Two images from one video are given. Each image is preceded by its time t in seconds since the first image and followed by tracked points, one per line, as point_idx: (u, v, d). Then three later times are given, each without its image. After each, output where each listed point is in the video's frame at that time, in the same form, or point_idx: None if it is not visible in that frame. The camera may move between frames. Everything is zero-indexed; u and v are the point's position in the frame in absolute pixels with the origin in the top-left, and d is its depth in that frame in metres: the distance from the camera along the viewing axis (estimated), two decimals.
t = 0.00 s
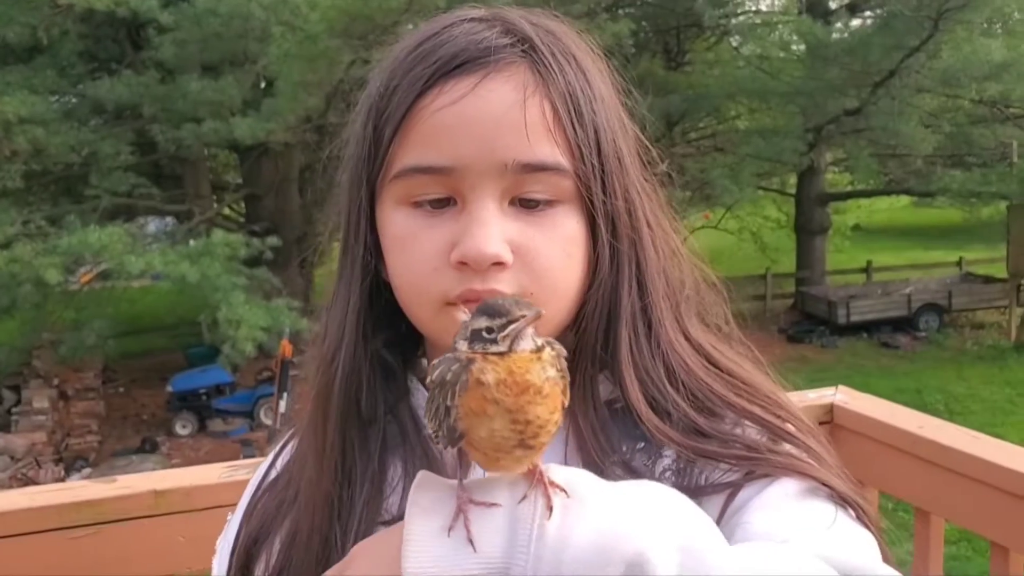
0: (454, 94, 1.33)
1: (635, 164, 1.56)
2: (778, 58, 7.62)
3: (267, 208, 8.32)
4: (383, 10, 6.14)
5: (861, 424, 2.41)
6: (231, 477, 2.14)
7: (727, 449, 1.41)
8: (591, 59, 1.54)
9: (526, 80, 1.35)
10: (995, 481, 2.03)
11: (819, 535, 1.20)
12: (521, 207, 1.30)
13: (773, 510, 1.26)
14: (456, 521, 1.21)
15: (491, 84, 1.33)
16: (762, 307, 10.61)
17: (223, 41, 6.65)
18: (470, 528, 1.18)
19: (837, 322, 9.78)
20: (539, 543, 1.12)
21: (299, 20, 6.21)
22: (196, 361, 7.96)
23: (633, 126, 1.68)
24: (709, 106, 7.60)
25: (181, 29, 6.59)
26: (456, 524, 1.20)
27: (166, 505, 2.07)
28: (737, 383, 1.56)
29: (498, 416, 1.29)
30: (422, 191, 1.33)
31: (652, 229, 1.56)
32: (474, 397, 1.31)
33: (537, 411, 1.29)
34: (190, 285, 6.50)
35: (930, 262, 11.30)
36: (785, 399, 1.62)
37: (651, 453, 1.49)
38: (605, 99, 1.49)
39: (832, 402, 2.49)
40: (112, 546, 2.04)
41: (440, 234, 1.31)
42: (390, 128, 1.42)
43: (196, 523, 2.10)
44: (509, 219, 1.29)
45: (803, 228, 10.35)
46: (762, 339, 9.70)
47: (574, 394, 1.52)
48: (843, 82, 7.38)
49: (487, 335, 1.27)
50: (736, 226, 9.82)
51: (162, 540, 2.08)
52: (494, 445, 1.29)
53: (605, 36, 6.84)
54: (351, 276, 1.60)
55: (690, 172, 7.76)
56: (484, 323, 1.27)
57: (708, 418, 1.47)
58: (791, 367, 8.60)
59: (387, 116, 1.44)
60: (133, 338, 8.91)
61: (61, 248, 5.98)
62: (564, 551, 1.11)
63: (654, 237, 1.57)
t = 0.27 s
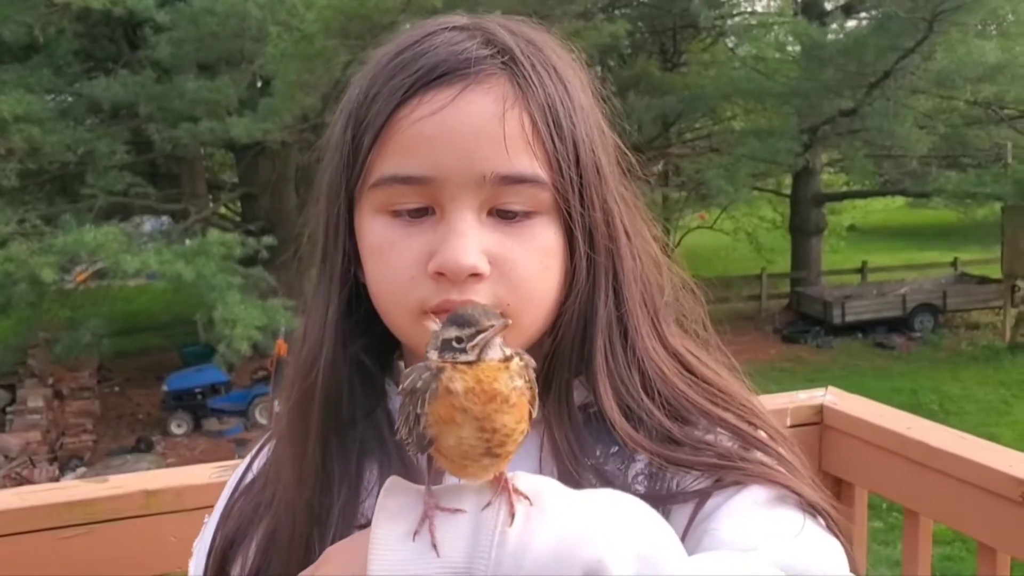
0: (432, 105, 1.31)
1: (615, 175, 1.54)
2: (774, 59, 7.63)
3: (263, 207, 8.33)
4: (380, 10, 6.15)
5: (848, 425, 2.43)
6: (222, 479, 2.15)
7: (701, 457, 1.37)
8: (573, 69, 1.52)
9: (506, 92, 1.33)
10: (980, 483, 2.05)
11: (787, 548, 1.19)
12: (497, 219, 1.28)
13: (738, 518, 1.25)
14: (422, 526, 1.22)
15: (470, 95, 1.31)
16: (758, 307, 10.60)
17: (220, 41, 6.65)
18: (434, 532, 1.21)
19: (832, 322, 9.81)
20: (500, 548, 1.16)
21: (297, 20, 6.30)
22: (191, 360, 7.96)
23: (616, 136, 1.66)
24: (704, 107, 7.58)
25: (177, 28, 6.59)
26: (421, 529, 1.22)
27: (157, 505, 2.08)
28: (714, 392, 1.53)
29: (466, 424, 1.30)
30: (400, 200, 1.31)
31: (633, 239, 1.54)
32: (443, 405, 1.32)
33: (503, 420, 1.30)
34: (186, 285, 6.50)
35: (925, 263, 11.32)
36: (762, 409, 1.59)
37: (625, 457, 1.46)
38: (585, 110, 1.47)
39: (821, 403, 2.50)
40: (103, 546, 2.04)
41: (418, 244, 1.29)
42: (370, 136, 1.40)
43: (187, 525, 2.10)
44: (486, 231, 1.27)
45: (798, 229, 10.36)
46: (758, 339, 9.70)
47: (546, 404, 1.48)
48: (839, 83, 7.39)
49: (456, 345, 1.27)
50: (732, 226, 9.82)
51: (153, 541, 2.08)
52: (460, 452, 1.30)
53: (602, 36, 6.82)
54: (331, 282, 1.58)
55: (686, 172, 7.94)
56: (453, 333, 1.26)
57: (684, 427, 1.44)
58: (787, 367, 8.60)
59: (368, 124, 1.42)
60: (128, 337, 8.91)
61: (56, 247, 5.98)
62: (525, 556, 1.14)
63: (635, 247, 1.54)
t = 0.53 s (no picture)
0: (409, 109, 1.29)
1: (598, 178, 1.53)
2: (769, 58, 7.63)
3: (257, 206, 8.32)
4: (374, 7, 6.13)
5: (838, 425, 2.42)
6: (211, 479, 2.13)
7: (681, 463, 1.35)
8: (556, 71, 1.51)
9: (483, 95, 1.32)
10: (969, 483, 2.04)
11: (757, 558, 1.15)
12: (474, 223, 1.26)
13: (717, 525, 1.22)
14: (390, 532, 1.21)
15: (447, 98, 1.29)
16: (753, 307, 10.59)
17: (213, 38, 6.63)
18: (402, 539, 1.19)
19: (827, 322, 9.87)
20: (466, 557, 1.14)
21: (290, 17, 6.39)
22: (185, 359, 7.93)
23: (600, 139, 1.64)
24: (699, 106, 7.53)
25: (171, 26, 6.57)
26: (389, 535, 1.20)
27: (147, 505, 2.06)
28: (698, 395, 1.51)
29: (431, 434, 1.27)
30: (377, 203, 1.30)
31: (615, 243, 1.52)
32: (410, 415, 1.29)
33: (469, 430, 1.26)
34: (179, 283, 6.48)
35: (920, 262, 11.32)
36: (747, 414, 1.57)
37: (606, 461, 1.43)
38: (566, 113, 1.46)
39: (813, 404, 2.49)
40: (91, 547, 2.03)
41: (395, 248, 1.27)
42: (348, 139, 1.38)
43: (176, 525, 2.08)
44: (462, 235, 1.25)
45: (794, 228, 10.35)
46: (753, 339, 9.69)
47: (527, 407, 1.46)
48: (834, 83, 7.39)
49: (426, 354, 1.27)
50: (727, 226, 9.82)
51: (141, 541, 2.06)
52: (427, 462, 1.27)
53: (597, 34, 6.79)
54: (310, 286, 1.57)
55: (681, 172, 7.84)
56: (423, 341, 1.25)
57: (666, 431, 1.42)
58: (782, 367, 8.60)
59: (345, 127, 1.40)
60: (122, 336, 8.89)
61: (49, 245, 5.96)
62: (492, 564, 1.12)
63: (617, 251, 1.52)
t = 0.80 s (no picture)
0: (393, 106, 1.29)
1: (588, 173, 1.52)
2: (767, 57, 7.65)
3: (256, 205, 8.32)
4: (373, 7, 6.13)
5: (837, 424, 2.42)
6: (207, 479, 2.14)
7: (679, 457, 1.34)
8: (543, 65, 1.50)
9: (468, 90, 1.31)
10: (968, 481, 2.04)
11: (756, 550, 1.15)
12: (462, 220, 1.26)
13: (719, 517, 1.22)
14: (382, 524, 1.21)
15: (431, 95, 1.29)
16: (751, 306, 10.58)
17: (211, 37, 6.62)
18: (394, 531, 1.19)
19: (825, 322, 9.77)
20: (459, 549, 1.14)
21: (288, 16, 6.48)
22: (183, 359, 7.91)
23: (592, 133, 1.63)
24: (698, 106, 7.51)
25: (169, 25, 6.55)
26: (381, 527, 1.21)
27: (144, 503, 2.07)
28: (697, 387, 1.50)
29: (426, 428, 1.27)
30: (363, 202, 1.29)
31: (607, 238, 1.51)
32: (404, 408, 1.29)
33: (465, 424, 1.27)
34: (177, 282, 6.47)
35: (919, 262, 11.32)
36: (747, 405, 1.57)
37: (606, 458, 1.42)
38: (554, 106, 1.45)
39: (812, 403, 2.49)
40: (86, 546, 2.03)
41: (385, 246, 1.27)
42: (333, 137, 1.38)
43: (171, 525, 2.09)
44: (451, 232, 1.25)
45: (792, 227, 10.33)
46: (751, 339, 9.68)
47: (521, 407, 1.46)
48: (833, 82, 7.33)
49: (421, 347, 1.26)
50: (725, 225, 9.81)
51: (136, 541, 2.07)
52: (422, 455, 1.27)
53: (596, 33, 6.77)
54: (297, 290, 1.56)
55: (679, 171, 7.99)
56: (419, 334, 1.26)
57: (663, 426, 1.42)
58: (781, 367, 8.59)
59: (331, 125, 1.40)
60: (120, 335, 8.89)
61: (47, 244, 5.95)
62: (485, 553, 1.12)
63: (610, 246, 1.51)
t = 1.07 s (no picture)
0: (388, 124, 1.29)
1: (590, 187, 1.52)
2: (763, 59, 7.58)
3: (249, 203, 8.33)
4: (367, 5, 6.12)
5: (832, 428, 2.42)
6: (200, 476, 2.12)
7: (682, 459, 1.35)
8: (540, 80, 1.50)
9: (462, 106, 1.31)
10: (960, 485, 2.04)
11: (752, 542, 1.16)
12: (459, 233, 1.26)
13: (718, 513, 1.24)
14: (362, 518, 1.21)
15: (426, 111, 1.29)
16: (745, 308, 10.55)
17: (206, 35, 6.60)
18: (374, 523, 1.19)
19: (818, 324, 9.72)
20: (434, 534, 1.12)
21: (283, 15, 6.44)
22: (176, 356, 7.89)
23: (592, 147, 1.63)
24: (692, 107, 7.47)
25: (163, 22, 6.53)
26: (360, 519, 1.21)
27: (135, 503, 2.05)
28: (703, 393, 1.51)
29: (390, 417, 1.27)
30: (360, 219, 1.29)
31: (607, 250, 1.51)
32: (368, 397, 1.29)
33: (429, 414, 1.26)
34: (169, 281, 6.46)
35: (912, 264, 11.33)
36: (755, 409, 1.57)
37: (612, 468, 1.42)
38: (551, 120, 1.45)
39: (807, 406, 2.49)
40: (78, 545, 2.02)
41: (382, 263, 1.27)
42: (332, 156, 1.39)
43: (162, 524, 2.08)
44: (448, 246, 1.25)
45: (787, 230, 10.30)
46: (745, 340, 9.67)
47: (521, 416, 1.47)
48: (827, 84, 7.29)
49: (391, 337, 1.26)
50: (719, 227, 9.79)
51: (128, 541, 2.06)
52: (389, 445, 1.27)
53: (590, 34, 6.75)
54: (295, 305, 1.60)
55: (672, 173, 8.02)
56: (389, 323, 1.25)
57: (665, 434, 1.42)
58: (774, 368, 8.58)
59: (329, 143, 1.41)
60: (113, 332, 8.87)
61: (38, 242, 5.93)
62: (459, 540, 1.11)
63: (610, 260, 1.51)
